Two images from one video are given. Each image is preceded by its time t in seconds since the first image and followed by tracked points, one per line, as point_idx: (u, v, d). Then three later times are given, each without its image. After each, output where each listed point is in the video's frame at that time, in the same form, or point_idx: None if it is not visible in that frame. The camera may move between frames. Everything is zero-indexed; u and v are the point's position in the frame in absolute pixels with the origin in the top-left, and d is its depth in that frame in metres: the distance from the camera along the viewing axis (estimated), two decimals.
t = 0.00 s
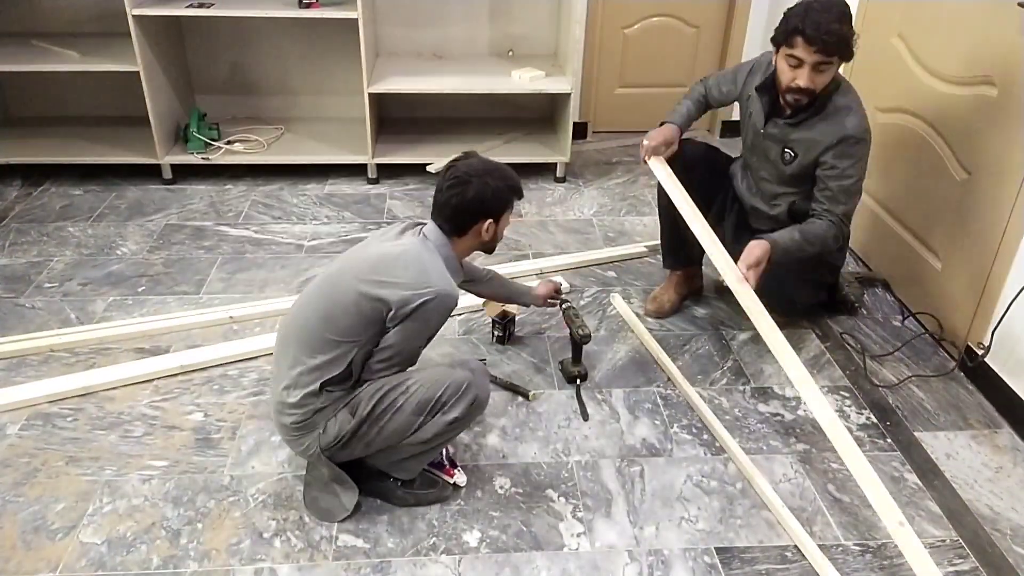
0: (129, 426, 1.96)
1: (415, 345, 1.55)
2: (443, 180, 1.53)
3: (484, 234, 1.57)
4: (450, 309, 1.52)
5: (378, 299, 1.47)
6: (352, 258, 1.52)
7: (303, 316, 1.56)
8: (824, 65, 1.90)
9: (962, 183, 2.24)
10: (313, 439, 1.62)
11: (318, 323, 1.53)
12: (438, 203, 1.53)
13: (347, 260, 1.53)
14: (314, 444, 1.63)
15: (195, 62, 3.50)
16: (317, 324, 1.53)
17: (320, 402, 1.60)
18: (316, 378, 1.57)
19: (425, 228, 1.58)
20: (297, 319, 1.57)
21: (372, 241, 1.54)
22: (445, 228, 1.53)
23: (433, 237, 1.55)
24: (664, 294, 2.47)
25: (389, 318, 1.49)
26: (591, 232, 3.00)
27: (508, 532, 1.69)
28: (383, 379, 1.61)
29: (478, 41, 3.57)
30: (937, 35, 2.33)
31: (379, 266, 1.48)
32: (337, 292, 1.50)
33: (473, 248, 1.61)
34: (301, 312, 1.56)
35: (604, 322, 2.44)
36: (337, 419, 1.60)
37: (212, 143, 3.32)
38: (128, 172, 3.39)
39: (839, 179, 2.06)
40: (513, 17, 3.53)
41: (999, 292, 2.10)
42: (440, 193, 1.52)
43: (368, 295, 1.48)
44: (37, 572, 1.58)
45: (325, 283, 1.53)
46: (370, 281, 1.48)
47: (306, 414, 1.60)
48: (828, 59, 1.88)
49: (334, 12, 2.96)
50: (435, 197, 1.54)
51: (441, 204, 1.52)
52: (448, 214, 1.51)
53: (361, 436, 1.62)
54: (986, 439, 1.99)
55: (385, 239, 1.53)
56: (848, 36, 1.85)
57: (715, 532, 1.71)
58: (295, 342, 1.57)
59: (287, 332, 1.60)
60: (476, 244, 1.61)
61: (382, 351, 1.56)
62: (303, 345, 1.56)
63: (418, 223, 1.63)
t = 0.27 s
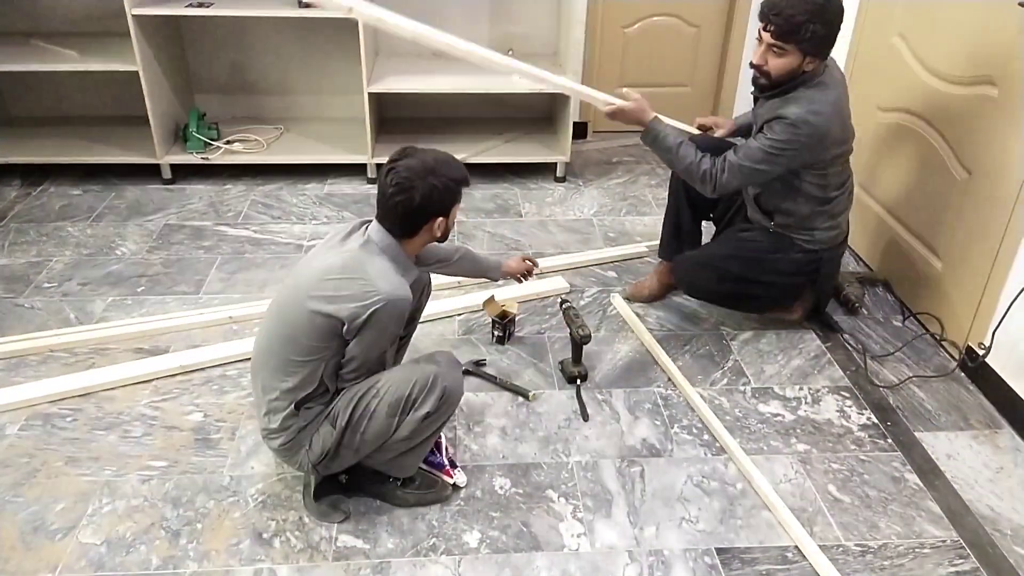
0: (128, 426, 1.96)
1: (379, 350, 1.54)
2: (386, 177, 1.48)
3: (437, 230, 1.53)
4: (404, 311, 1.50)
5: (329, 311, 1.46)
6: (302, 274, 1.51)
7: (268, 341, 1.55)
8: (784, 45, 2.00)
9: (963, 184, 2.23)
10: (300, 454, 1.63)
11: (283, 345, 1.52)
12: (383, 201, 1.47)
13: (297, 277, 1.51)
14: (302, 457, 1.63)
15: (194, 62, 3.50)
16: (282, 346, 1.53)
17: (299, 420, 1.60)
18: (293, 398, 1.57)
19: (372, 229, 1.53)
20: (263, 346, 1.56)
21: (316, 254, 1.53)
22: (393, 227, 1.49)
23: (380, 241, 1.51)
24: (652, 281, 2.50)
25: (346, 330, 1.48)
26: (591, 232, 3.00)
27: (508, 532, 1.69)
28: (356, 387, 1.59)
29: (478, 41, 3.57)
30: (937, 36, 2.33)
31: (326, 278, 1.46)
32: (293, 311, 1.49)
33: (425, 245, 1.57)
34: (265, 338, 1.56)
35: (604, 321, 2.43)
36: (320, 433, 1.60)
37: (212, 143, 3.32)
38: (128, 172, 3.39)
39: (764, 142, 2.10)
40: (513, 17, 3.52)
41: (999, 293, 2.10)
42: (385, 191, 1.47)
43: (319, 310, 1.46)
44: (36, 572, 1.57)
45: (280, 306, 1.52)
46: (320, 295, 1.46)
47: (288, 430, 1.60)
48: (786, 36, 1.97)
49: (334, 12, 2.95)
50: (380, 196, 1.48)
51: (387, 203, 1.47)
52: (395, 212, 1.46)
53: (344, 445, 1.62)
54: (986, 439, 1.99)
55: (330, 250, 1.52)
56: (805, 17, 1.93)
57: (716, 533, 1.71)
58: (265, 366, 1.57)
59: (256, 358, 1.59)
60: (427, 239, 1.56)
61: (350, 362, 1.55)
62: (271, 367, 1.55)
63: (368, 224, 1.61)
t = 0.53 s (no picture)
0: (128, 426, 1.96)
1: (387, 354, 1.53)
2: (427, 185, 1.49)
3: (459, 245, 1.52)
4: (415, 317, 1.49)
5: (341, 314, 1.45)
6: (317, 274, 1.49)
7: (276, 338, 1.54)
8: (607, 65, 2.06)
9: (962, 184, 2.23)
10: (303, 453, 1.62)
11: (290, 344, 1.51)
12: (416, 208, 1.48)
13: (312, 277, 1.50)
14: (304, 456, 1.63)
15: (194, 62, 3.50)
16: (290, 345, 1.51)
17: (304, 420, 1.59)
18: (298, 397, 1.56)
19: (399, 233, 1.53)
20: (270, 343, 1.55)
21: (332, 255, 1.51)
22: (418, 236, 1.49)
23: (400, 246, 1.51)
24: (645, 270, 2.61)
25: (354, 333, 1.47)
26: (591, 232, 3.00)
27: (508, 532, 1.69)
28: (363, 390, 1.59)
29: (479, 40, 3.56)
30: (937, 36, 2.33)
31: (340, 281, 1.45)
32: (304, 311, 1.48)
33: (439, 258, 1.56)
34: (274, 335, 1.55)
35: (604, 321, 2.43)
36: (322, 435, 1.60)
37: (212, 143, 3.32)
38: (128, 172, 3.39)
39: (684, 161, 2.12)
40: (514, 17, 3.52)
41: (999, 293, 2.09)
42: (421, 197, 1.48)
43: (330, 312, 1.45)
44: (36, 572, 1.57)
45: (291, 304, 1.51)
46: (333, 297, 1.45)
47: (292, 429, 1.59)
48: (619, 62, 2.02)
49: (334, 12, 2.95)
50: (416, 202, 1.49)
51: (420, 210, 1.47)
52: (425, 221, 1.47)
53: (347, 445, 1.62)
54: (986, 439, 1.99)
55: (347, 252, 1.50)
56: (628, 40, 1.99)
57: (716, 533, 1.71)
58: (272, 363, 1.55)
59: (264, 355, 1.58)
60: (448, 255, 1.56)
61: (355, 366, 1.55)
62: (279, 365, 1.54)
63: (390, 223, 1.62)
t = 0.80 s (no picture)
0: (128, 426, 1.96)
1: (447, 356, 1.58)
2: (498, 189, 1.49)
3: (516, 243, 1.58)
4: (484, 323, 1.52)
5: (413, 313, 1.44)
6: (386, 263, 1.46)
7: (320, 319, 1.48)
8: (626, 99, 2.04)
9: (963, 184, 2.23)
10: (320, 437, 1.56)
11: (340, 329, 1.47)
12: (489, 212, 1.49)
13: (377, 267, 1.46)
14: (319, 442, 1.56)
15: (194, 61, 3.49)
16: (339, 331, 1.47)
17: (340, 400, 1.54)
18: (332, 384, 1.52)
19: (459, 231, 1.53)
20: (314, 325, 1.49)
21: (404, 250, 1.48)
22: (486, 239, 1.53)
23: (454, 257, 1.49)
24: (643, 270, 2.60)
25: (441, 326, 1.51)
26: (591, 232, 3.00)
27: (508, 532, 1.69)
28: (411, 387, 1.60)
29: (478, 40, 3.56)
30: (937, 36, 2.33)
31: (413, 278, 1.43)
32: (365, 299, 1.45)
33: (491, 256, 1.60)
34: (320, 316, 1.49)
35: (604, 321, 2.43)
36: (352, 423, 1.56)
37: (212, 143, 3.32)
38: (127, 172, 3.39)
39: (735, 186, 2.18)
40: (514, 17, 3.52)
41: (1000, 293, 2.09)
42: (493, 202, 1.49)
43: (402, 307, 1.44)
44: (36, 572, 1.57)
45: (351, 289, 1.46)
46: (407, 293, 1.43)
47: (316, 414, 1.53)
48: (644, 106, 1.99)
49: (333, 11, 2.95)
50: (485, 207, 1.48)
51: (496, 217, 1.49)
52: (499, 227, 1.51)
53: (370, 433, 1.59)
54: (987, 439, 1.99)
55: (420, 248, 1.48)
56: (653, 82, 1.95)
57: (716, 533, 1.70)
58: (309, 347, 1.50)
59: (299, 334, 1.51)
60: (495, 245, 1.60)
61: (407, 358, 1.57)
62: (317, 348, 1.49)
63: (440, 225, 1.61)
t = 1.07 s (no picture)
0: (128, 426, 1.96)
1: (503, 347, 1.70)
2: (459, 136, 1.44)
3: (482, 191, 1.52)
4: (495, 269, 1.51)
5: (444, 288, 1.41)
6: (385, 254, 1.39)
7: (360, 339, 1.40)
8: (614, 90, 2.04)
9: (962, 184, 2.23)
10: (409, 447, 1.55)
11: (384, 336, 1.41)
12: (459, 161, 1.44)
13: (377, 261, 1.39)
14: (406, 456, 1.55)
15: (195, 62, 3.50)
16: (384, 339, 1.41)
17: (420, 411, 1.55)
18: (393, 396, 1.47)
19: (432, 190, 1.47)
20: (352, 345, 1.40)
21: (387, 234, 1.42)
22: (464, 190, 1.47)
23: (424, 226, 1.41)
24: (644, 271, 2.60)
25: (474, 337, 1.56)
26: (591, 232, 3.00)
27: (508, 532, 1.69)
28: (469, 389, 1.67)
29: (478, 41, 3.57)
30: (937, 36, 2.33)
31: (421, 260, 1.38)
32: (395, 297, 1.39)
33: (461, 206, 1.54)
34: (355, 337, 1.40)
35: (605, 321, 2.43)
36: (433, 430, 1.59)
37: (212, 143, 3.32)
38: (128, 172, 3.39)
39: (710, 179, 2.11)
40: (513, 17, 3.53)
41: (999, 292, 2.09)
42: (459, 152, 1.43)
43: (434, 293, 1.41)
44: (36, 572, 1.57)
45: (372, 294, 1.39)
46: (429, 274, 1.39)
47: (396, 429, 1.49)
48: (622, 90, 2.01)
49: (333, 12, 2.95)
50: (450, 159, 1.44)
51: (465, 162, 1.43)
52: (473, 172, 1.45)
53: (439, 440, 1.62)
54: (986, 439, 1.99)
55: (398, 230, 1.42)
56: (632, 68, 1.97)
57: (716, 533, 1.71)
58: (355, 368, 1.41)
59: (336, 364, 1.41)
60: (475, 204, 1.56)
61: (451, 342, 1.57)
62: (364, 366, 1.42)
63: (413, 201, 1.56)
